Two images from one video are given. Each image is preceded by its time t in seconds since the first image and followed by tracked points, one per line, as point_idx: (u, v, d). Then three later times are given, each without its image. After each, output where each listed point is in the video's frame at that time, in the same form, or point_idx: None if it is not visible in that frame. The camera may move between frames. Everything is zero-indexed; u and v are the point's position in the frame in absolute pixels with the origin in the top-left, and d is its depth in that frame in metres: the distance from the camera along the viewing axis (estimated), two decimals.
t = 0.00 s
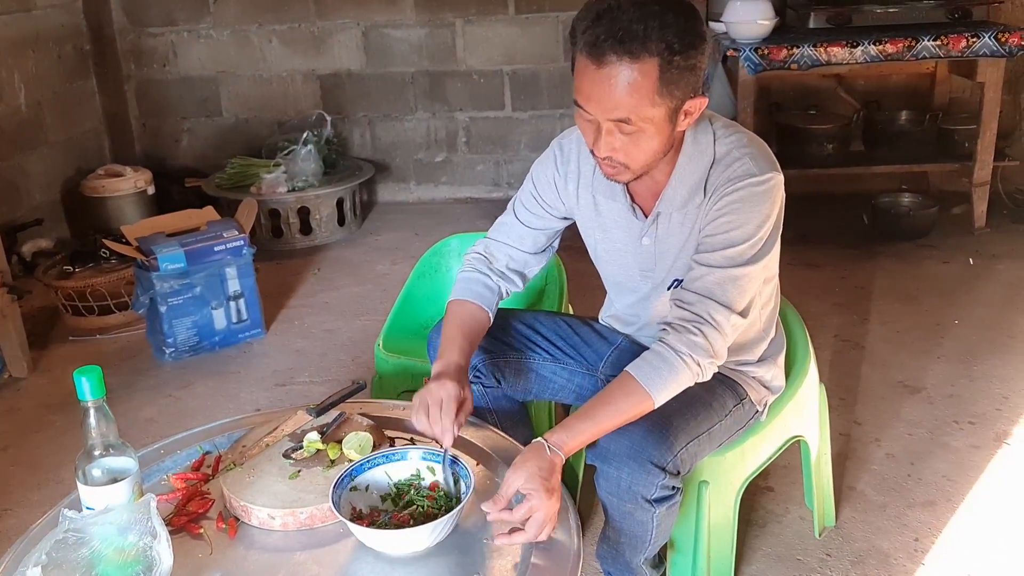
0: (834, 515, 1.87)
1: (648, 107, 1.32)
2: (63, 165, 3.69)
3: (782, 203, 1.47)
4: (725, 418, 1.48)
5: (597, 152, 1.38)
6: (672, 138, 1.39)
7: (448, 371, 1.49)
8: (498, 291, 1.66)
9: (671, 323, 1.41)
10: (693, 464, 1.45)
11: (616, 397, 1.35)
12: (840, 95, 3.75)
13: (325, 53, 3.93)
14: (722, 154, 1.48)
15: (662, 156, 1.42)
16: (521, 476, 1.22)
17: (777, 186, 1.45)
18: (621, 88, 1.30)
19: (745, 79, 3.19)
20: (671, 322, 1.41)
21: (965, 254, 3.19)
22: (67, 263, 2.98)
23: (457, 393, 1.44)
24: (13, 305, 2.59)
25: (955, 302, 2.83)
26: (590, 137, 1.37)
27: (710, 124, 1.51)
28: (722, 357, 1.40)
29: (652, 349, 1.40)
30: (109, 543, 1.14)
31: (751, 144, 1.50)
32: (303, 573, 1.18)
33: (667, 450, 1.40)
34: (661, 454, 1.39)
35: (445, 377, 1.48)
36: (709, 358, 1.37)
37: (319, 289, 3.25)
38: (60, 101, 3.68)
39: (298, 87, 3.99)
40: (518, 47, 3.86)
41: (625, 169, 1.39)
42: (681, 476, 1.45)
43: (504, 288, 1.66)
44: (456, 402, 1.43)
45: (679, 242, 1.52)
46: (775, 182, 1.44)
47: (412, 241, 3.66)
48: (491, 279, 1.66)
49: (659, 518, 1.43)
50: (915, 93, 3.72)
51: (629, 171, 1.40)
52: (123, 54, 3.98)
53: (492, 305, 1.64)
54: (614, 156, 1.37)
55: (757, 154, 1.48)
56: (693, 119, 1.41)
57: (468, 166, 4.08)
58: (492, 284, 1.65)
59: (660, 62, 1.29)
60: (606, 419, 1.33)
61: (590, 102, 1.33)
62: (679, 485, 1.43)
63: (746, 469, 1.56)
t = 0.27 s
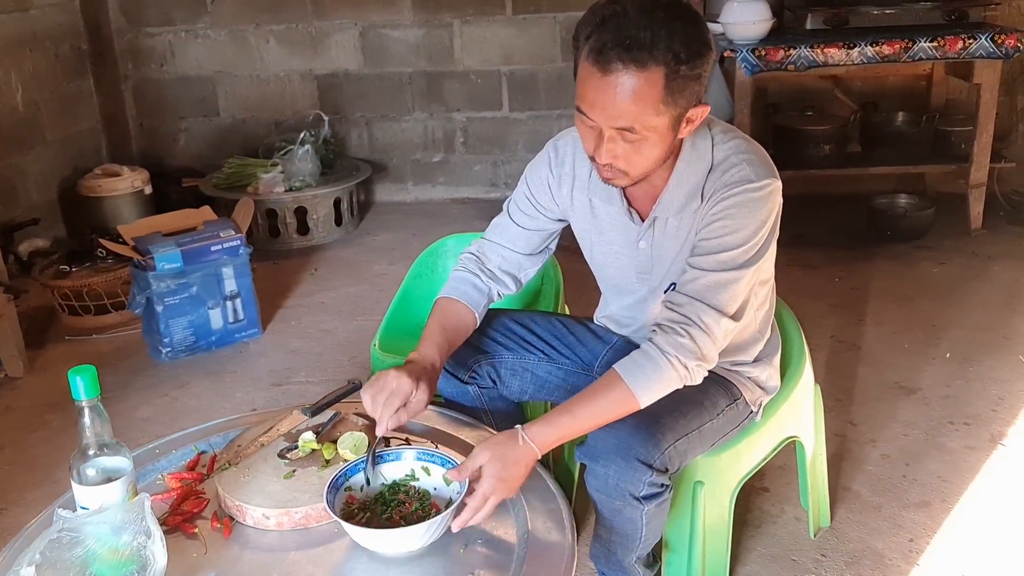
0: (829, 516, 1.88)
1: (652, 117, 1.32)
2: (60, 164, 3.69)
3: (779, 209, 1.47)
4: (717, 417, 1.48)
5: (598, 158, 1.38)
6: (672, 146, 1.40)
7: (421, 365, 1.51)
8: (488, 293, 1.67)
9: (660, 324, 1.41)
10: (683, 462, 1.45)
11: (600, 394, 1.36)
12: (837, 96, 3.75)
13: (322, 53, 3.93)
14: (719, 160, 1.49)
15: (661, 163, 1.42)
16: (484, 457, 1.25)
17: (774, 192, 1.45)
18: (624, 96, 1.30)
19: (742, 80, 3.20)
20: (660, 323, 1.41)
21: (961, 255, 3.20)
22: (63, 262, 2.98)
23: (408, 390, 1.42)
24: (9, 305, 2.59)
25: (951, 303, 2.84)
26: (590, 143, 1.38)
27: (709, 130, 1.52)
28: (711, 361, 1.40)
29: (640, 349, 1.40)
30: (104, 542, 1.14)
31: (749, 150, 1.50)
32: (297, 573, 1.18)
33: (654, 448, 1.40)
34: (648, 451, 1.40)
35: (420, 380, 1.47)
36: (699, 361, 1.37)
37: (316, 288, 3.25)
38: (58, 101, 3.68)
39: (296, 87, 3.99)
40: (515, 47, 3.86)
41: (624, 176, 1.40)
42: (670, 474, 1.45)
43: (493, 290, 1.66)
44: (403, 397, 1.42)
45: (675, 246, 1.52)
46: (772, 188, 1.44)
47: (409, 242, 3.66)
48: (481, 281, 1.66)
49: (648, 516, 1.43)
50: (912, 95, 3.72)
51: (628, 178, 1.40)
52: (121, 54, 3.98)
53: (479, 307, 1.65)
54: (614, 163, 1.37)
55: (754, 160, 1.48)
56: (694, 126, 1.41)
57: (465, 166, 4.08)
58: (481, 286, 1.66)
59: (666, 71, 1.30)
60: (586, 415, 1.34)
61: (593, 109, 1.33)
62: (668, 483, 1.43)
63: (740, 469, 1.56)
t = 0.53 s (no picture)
0: (825, 517, 1.88)
1: (658, 130, 1.33)
2: (57, 166, 3.69)
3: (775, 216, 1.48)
4: (711, 418, 1.48)
5: (599, 166, 1.38)
6: (673, 156, 1.41)
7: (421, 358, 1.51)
8: (482, 290, 1.67)
9: (651, 326, 1.41)
10: (674, 462, 1.45)
11: (591, 395, 1.36)
12: (834, 98, 3.76)
13: (320, 54, 3.93)
14: (717, 165, 1.49)
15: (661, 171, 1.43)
16: (476, 461, 1.26)
17: (771, 199, 1.45)
18: (631, 108, 1.30)
19: (739, 82, 3.20)
20: (652, 324, 1.41)
21: (957, 256, 3.21)
22: (60, 264, 2.98)
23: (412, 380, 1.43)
24: (6, 306, 2.59)
25: (947, 304, 2.84)
26: (592, 151, 1.38)
27: (707, 136, 1.52)
28: (702, 365, 1.40)
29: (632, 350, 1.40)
30: (100, 544, 1.13)
31: (746, 156, 1.50)
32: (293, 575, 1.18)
33: (644, 448, 1.40)
34: (638, 451, 1.40)
35: (421, 366, 1.48)
36: (690, 365, 1.38)
37: (313, 290, 3.25)
38: (54, 102, 3.68)
39: (293, 88, 3.99)
40: (512, 49, 3.87)
41: (625, 184, 1.40)
42: (661, 474, 1.45)
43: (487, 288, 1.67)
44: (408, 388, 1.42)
45: (672, 250, 1.53)
46: (769, 195, 1.45)
47: (407, 243, 3.66)
48: (476, 277, 1.67)
49: (639, 516, 1.43)
50: (909, 96, 3.73)
51: (628, 186, 1.41)
52: (118, 55, 3.97)
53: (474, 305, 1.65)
54: (616, 172, 1.37)
55: (753, 166, 1.48)
56: (695, 138, 1.42)
57: (463, 167, 4.09)
58: (474, 285, 1.66)
59: (674, 85, 1.30)
60: (573, 415, 1.34)
61: (598, 119, 1.33)
62: (659, 482, 1.44)
63: (735, 471, 1.56)
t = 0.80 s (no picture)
0: (823, 518, 1.88)
1: (665, 128, 1.33)
2: (55, 166, 3.69)
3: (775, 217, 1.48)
4: (710, 419, 1.48)
5: (603, 163, 1.38)
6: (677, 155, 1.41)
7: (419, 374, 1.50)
8: (482, 294, 1.67)
9: (654, 327, 1.41)
10: (674, 463, 1.45)
11: (594, 396, 1.36)
12: (832, 99, 3.76)
13: (318, 55, 3.93)
14: (718, 166, 1.49)
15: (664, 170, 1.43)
16: (480, 464, 1.26)
17: (771, 200, 1.46)
18: (639, 105, 1.30)
19: (736, 83, 3.20)
20: (654, 326, 1.42)
21: (955, 257, 3.21)
22: (58, 264, 2.98)
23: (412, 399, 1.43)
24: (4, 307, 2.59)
25: (945, 305, 2.85)
26: (597, 148, 1.38)
27: (708, 137, 1.52)
28: (704, 366, 1.40)
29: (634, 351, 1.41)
30: (98, 545, 1.14)
31: (747, 156, 1.51)
32: None
33: (645, 449, 1.40)
34: (639, 452, 1.40)
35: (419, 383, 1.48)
36: (692, 366, 1.38)
37: (312, 291, 3.25)
38: (53, 102, 3.68)
39: (291, 89, 3.99)
40: (511, 50, 3.87)
41: (628, 182, 1.40)
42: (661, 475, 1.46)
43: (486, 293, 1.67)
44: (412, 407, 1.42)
45: (672, 251, 1.53)
46: (770, 196, 1.45)
47: (405, 244, 3.66)
48: (475, 283, 1.67)
49: (639, 517, 1.43)
50: (907, 97, 3.73)
51: (631, 184, 1.41)
52: (116, 55, 3.97)
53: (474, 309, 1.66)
54: (620, 169, 1.38)
55: (753, 167, 1.49)
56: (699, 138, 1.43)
57: (461, 168, 4.09)
58: (474, 289, 1.66)
59: (683, 83, 1.30)
60: (578, 417, 1.35)
61: (605, 115, 1.33)
62: (659, 483, 1.44)
63: (734, 471, 1.57)
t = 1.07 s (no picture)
0: (819, 519, 1.89)
1: (664, 130, 1.33)
2: (52, 168, 3.68)
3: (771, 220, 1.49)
4: (707, 421, 1.49)
5: (601, 165, 1.39)
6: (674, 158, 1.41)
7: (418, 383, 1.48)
8: (477, 294, 1.67)
9: (652, 331, 1.42)
10: (672, 465, 1.45)
11: (592, 398, 1.37)
12: (828, 100, 3.77)
13: (315, 57, 3.93)
14: (715, 169, 1.50)
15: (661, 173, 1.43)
16: (478, 466, 1.27)
17: (768, 204, 1.46)
18: (638, 107, 1.30)
19: (732, 84, 3.21)
20: (652, 330, 1.42)
21: (951, 258, 3.22)
22: (55, 267, 2.97)
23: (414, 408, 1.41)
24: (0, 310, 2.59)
25: (941, 306, 2.85)
26: (595, 150, 1.38)
27: (704, 140, 1.52)
28: (701, 369, 1.41)
29: (632, 354, 1.41)
30: (95, 548, 1.14)
31: (744, 160, 1.51)
32: None
33: (643, 452, 1.41)
34: (637, 455, 1.41)
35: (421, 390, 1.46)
36: (690, 369, 1.38)
37: (309, 293, 3.25)
38: (49, 105, 3.68)
39: (288, 91, 4.00)
40: (507, 52, 3.87)
41: (625, 184, 1.41)
42: (659, 478, 1.46)
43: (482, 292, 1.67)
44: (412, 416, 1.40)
45: (668, 254, 1.53)
46: (766, 200, 1.46)
47: (402, 246, 3.67)
48: (472, 282, 1.67)
49: (637, 519, 1.44)
50: (902, 99, 3.74)
51: (629, 186, 1.41)
52: (113, 58, 3.97)
53: (471, 308, 1.66)
54: (617, 171, 1.38)
55: (750, 171, 1.49)
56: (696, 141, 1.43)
57: (458, 170, 4.09)
58: (471, 288, 1.67)
59: (683, 85, 1.31)
60: (577, 419, 1.35)
61: (604, 117, 1.33)
62: (657, 486, 1.44)
63: (730, 473, 1.57)
